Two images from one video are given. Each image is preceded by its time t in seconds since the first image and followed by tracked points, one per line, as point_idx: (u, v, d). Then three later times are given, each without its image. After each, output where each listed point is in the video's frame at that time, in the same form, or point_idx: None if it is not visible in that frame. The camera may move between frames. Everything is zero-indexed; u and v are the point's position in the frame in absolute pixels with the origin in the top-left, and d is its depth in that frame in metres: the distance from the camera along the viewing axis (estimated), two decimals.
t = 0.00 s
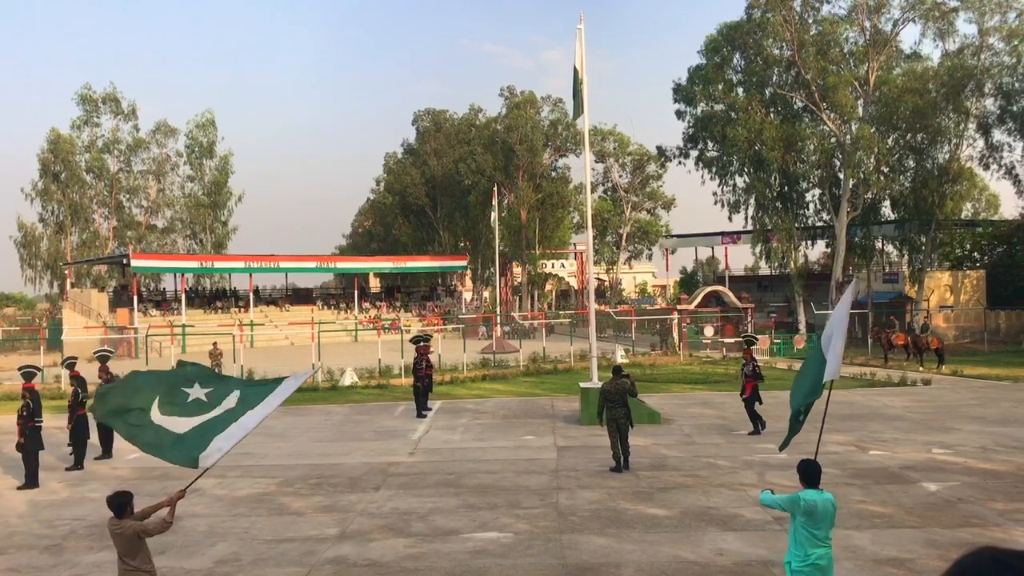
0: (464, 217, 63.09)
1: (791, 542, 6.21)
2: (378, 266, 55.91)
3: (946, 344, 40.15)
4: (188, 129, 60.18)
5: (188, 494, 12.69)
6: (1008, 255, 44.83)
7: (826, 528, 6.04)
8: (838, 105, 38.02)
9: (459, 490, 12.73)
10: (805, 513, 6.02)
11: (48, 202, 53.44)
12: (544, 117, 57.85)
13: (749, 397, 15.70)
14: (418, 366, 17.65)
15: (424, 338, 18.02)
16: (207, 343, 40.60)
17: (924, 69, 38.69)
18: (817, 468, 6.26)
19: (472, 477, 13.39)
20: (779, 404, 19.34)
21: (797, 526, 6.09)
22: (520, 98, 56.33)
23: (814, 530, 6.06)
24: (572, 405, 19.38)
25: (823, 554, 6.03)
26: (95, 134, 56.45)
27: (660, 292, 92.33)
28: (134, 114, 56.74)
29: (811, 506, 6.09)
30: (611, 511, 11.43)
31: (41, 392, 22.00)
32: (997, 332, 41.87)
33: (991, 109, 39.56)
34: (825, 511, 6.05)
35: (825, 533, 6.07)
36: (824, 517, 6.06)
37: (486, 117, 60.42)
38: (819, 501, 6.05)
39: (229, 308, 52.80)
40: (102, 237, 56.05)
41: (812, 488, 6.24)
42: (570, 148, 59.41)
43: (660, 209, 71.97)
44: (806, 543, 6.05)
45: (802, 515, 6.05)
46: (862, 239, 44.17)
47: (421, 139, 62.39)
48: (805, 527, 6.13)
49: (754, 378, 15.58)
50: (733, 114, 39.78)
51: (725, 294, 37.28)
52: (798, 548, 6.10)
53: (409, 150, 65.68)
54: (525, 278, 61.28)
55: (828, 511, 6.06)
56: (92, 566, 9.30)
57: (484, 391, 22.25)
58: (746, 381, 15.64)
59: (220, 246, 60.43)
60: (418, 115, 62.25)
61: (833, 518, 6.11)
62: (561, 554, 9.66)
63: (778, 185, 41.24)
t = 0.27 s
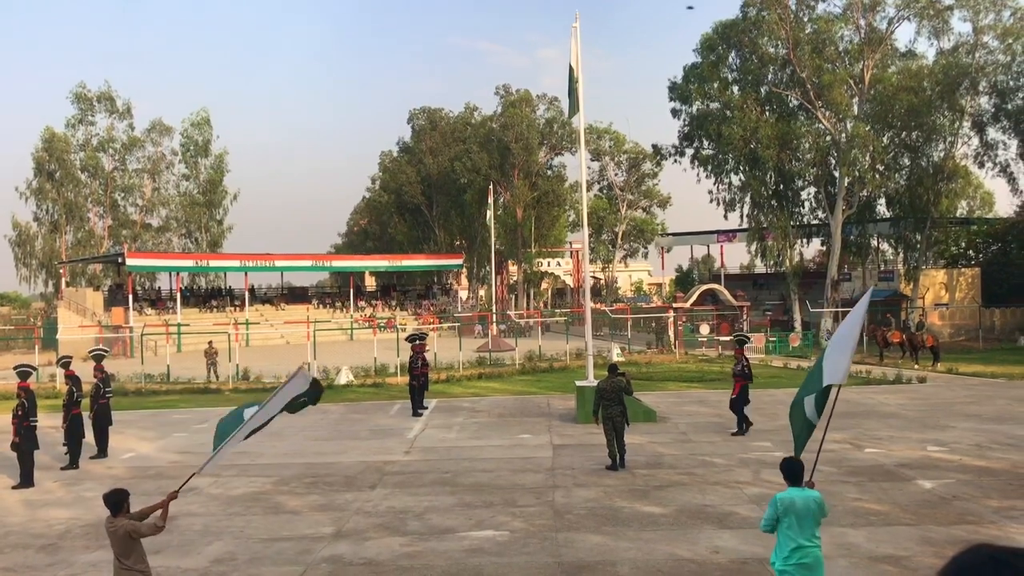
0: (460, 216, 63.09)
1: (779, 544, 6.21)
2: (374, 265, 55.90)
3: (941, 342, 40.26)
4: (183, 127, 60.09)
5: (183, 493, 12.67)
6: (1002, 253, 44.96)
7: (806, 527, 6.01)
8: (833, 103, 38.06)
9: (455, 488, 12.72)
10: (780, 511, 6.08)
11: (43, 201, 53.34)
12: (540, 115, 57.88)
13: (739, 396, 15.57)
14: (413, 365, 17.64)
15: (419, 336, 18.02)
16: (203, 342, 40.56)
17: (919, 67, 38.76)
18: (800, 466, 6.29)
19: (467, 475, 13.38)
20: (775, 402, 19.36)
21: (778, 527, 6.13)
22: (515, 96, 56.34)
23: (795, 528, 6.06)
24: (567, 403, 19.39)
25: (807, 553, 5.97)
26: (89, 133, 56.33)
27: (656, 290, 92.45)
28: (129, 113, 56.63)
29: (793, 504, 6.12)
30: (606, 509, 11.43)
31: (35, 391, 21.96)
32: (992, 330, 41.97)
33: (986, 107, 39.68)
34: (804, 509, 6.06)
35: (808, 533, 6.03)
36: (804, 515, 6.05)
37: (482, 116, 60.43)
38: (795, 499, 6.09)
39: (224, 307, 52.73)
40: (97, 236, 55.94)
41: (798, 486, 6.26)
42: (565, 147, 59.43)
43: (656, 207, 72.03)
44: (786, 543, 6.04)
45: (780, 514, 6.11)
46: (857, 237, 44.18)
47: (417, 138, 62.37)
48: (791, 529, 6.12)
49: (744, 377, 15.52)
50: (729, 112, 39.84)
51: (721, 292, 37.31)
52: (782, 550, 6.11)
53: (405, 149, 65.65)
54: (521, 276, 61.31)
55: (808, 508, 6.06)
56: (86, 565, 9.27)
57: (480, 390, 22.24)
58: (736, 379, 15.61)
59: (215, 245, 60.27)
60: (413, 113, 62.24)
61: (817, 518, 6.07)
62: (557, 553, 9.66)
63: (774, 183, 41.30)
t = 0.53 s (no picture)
0: (456, 215, 63.08)
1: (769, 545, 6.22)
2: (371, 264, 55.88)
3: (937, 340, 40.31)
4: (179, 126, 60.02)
5: (180, 492, 12.66)
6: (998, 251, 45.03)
7: (789, 525, 6.01)
8: (829, 102, 38.09)
9: (451, 487, 12.72)
10: (764, 510, 6.13)
11: (39, 199, 53.27)
12: (536, 114, 57.90)
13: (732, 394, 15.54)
14: (410, 363, 17.64)
15: (416, 335, 18.00)
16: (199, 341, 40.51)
17: (915, 66, 38.81)
18: (784, 464, 6.31)
19: (464, 474, 13.39)
20: (771, 400, 19.37)
21: (766, 527, 6.17)
22: (512, 95, 56.35)
23: (780, 527, 6.07)
24: (563, 401, 19.41)
25: (795, 553, 5.94)
26: (86, 131, 56.25)
27: (653, 289, 92.52)
28: (125, 111, 56.56)
29: (777, 503, 6.14)
30: (603, 508, 11.43)
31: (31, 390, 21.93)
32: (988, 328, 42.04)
33: (981, 106, 39.74)
34: (788, 507, 6.07)
35: (793, 532, 6.02)
36: (788, 513, 6.07)
37: (478, 115, 60.40)
38: (776, 498, 6.12)
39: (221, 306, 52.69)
40: (93, 234, 55.89)
41: (784, 486, 6.28)
42: (562, 146, 59.47)
43: (652, 206, 72.07)
44: (772, 543, 6.06)
45: (765, 514, 6.15)
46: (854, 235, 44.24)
47: (413, 136, 62.37)
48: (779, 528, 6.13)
49: (733, 376, 15.51)
50: (725, 111, 39.89)
51: (717, 291, 37.30)
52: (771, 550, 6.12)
53: (402, 148, 65.63)
54: (517, 275, 61.29)
55: (790, 507, 6.07)
56: (83, 564, 9.26)
57: (476, 388, 22.24)
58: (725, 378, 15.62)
59: (212, 243, 60.19)
60: (410, 112, 62.27)
61: (803, 517, 6.05)
62: (554, 551, 9.66)
63: (770, 182, 41.36)
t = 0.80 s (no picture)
0: (454, 213, 63.07)
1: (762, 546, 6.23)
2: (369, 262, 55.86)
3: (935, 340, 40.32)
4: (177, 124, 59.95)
5: (178, 490, 12.66)
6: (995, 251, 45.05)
7: (781, 524, 6.02)
8: (828, 101, 38.09)
9: (449, 486, 12.72)
10: (755, 510, 6.16)
11: (36, 198, 53.20)
12: (534, 113, 57.89)
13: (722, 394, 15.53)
14: (408, 362, 17.63)
15: (413, 334, 17.99)
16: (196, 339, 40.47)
17: (913, 66, 38.84)
18: (774, 465, 6.35)
19: (462, 473, 13.39)
20: (768, 400, 19.38)
21: (759, 528, 6.19)
22: (509, 94, 56.32)
23: (773, 527, 6.08)
24: (561, 401, 19.41)
25: (788, 552, 5.95)
26: (83, 129, 56.18)
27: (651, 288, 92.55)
28: (122, 109, 56.48)
29: (768, 503, 6.15)
30: (601, 507, 11.44)
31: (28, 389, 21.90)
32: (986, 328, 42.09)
33: (979, 106, 39.76)
34: (779, 506, 6.09)
35: (786, 532, 6.02)
36: (779, 512, 6.08)
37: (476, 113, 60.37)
38: (766, 498, 6.15)
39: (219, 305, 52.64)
40: (91, 233, 55.83)
41: (776, 486, 6.28)
42: (560, 144, 59.45)
43: (651, 205, 72.07)
44: (765, 543, 6.07)
45: (757, 514, 6.18)
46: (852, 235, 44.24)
47: (412, 135, 62.34)
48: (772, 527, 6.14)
49: (722, 376, 15.46)
50: (723, 110, 39.89)
51: (715, 291, 37.26)
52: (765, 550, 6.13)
53: (400, 146, 65.60)
54: (515, 274, 61.26)
55: (781, 506, 6.09)
56: (81, 564, 9.26)
57: (474, 388, 22.24)
58: (714, 378, 15.60)
59: (210, 242, 60.14)
60: (408, 111, 62.26)
61: (794, 516, 6.06)
62: (551, 550, 9.67)
63: (768, 182, 41.36)
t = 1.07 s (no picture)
0: (453, 213, 63.08)
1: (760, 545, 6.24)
2: (368, 262, 55.85)
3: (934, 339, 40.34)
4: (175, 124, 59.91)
5: (176, 489, 12.65)
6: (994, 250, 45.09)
7: (778, 524, 6.02)
8: (826, 101, 38.10)
9: (448, 485, 12.71)
10: (752, 510, 6.17)
11: (35, 197, 53.14)
12: (533, 113, 57.91)
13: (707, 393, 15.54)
14: (406, 361, 17.61)
15: (412, 334, 17.98)
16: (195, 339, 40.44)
17: (911, 66, 38.87)
18: (771, 465, 6.33)
19: (461, 472, 13.38)
20: (767, 399, 19.38)
21: (756, 527, 6.19)
22: (508, 93, 56.32)
23: (770, 527, 6.08)
24: (560, 400, 19.40)
25: (784, 552, 5.95)
26: (81, 129, 56.14)
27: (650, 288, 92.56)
28: (121, 109, 56.44)
29: (766, 503, 6.15)
30: (600, 506, 11.43)
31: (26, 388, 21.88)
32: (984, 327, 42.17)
33: (978, 105, 39.79)
34: (776, 507, 6.08)
35: (783, 532, 6.02)
36: (775, 512, 6.07)
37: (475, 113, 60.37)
38: (761, 498, 6.15)
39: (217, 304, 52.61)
40: (89, 232, 55.80)
41: (773, 486, 6.27)
42: (559, 144, 59.48)
43: (649, 205, 72.07)
44: (762, 543, 6.07)
45: (755, 514, 6.17)
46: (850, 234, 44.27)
47: (410, 135, 62.34)
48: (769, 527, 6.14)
49: (708, 376, 15.42)
50: (722, 110, 39.91)
51: (714, 290, 37.21)
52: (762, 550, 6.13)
53: (399, 146, 65.60)
54: (514, 274, 61.25)
55: (778, 506, 6.08)
56: (79, 563, 9.24)
57: (472, 387, 22.23)
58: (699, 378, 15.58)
59: (208, 241, 60.09)
60: (407, 111, 62.27)
61: (791, 516, 6.05)
62: (550, 550, 9.65)
63: (767, 181, 41.39)
